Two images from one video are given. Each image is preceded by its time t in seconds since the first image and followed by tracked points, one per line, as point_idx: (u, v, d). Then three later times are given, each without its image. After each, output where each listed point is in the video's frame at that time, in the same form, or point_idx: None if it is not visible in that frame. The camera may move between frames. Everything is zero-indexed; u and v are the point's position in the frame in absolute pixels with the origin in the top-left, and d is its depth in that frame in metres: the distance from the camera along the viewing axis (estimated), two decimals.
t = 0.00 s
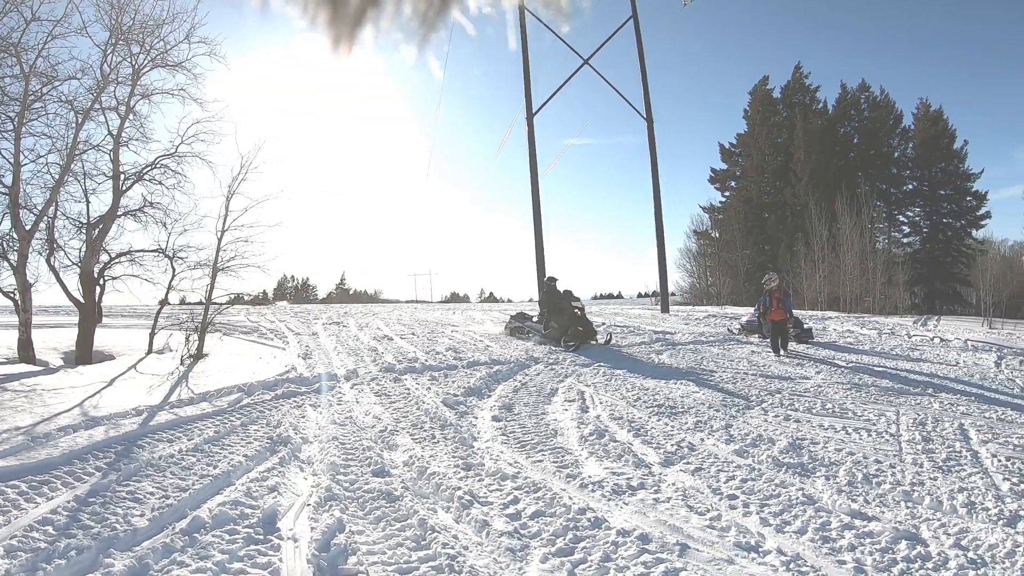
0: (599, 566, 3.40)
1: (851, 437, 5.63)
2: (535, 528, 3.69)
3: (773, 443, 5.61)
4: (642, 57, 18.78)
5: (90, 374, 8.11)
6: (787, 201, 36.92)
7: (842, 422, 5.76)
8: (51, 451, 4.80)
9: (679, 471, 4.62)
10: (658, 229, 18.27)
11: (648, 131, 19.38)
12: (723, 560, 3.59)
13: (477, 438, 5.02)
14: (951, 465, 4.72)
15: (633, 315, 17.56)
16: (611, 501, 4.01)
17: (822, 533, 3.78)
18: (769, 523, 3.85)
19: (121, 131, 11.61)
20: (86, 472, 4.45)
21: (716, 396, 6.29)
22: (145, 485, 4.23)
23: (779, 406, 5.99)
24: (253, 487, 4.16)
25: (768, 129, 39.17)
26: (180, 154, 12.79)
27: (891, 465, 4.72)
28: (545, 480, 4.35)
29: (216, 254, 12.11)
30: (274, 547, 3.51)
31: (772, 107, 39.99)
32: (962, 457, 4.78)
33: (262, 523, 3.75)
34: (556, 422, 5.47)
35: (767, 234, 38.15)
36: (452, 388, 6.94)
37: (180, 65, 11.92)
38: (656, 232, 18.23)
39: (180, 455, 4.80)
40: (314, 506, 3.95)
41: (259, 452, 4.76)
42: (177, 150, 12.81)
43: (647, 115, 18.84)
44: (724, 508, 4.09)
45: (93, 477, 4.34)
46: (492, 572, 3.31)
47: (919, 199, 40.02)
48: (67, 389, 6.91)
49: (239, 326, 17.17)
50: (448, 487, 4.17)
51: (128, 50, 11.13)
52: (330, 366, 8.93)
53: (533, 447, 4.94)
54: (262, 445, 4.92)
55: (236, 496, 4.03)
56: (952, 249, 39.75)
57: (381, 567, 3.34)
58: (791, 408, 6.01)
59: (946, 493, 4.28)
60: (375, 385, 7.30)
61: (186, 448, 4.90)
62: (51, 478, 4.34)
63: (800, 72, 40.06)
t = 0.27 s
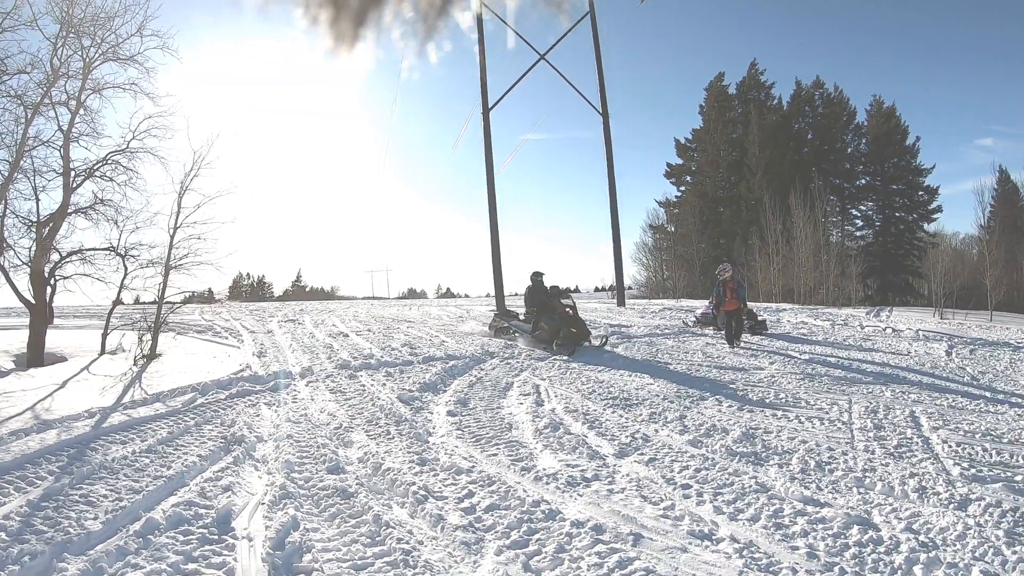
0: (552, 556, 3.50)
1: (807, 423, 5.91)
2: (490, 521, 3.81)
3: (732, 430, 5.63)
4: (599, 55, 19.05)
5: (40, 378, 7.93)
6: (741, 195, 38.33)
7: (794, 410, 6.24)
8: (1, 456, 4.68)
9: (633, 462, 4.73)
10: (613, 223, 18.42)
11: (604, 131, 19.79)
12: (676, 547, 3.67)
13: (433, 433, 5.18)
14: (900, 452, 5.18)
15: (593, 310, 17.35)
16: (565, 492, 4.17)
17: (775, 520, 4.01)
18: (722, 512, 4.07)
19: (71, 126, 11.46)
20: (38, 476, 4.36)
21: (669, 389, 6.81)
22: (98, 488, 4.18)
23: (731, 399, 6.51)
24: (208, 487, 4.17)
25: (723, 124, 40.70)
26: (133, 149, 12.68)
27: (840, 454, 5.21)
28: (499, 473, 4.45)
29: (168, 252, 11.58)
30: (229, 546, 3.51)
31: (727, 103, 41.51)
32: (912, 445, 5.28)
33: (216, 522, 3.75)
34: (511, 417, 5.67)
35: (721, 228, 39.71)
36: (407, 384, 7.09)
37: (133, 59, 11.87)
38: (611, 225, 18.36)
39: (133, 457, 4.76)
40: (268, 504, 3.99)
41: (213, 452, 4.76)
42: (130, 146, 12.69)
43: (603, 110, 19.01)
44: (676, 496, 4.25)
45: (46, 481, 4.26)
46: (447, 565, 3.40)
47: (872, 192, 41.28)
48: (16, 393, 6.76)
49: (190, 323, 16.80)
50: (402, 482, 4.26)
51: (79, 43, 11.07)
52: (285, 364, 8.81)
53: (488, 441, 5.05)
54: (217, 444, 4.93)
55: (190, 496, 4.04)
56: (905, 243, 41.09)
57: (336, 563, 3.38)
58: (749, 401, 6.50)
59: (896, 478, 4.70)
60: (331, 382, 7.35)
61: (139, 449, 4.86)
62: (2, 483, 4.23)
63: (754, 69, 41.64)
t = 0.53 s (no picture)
0: (513, 549, 3.55)
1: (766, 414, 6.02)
2: (450, 516, 3.87)
3: (691, 423, 5.66)
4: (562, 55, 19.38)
5: None
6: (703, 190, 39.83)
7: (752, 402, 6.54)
8: None
9: (593, 455, 4.82)
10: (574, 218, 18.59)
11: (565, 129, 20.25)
12: (635, 538, 3.75)
13: (393, 429, 5.29)
14: (860, 442, 5.47)
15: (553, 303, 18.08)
16: (525, 486, 4.25)
17: (733, 509, 4.15)
18: (682, 503, 4.18)
19: (26, 120, 11.34)
20: None
21: (627, 381, 7.25)
22: (55, 490, 4.13)
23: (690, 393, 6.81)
24: (166, 487, 4.18)
25: (684, 121, 42.09)
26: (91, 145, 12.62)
27: (800, 443, 5.29)
28: (459, 467, 4.53)
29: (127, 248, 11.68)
30: (188, 546, 3.49)
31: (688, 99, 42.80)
32: (869, 436, 5.65)
33: (175, 522, 3.74)
34: (472, 411, 5.83)
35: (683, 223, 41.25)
36: (367, 381, 7.21)
37: (91, 52, 11.85)
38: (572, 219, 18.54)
39: (90, 458, 4.71)
40: (228, 503, 4.01)
41: (172, 452, 4.75)
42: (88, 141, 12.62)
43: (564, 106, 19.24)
44: (636, 488, 4.31)
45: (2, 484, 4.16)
46: (406, 560, 3.42)
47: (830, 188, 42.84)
48: None
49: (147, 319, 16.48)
50: (362, 478, 4.32)
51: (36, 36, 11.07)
52: (245, 360, 8.74)
53: (448, 436, 5.15)
54: (175, 443, 4.93)
55: (148, 497, 4.02)
56: (863, 237, 42.59)
57: (295, 560, 3.38)
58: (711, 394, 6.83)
59: (855, 469, 4.94)
60: (291, 380, 7.38)
61: (96, 450, 4.81)
62: None
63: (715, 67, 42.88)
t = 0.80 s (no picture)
0: (476, 546, 3.58)
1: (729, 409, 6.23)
2: (413, 514, 3.91)
3: (654, 418, 5.80)
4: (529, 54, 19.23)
5: None
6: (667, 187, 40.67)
7: (717, 397, 6.76)
8: None
9: (557, 451, 4.89)
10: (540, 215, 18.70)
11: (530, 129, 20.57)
12: (598, 533, 3.80)
13: (357, 428, 5.36)
14: (821, 435, 5.67)
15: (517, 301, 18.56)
16: (489, 482, 4.32)
17: (697, 504, 4.21)
18: (645, 498, 4.26)
19: None
20: None
21: (592, 377, 7.54)
22: (16, 495, 4.08)
23: (653, 388, 7.04)
24: (129, 489, 4.17)
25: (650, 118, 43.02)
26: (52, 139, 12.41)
27: (764, 438, 5.43)
28: (423, 465, 4.59)
29: (88, 245, 11.27)
30: (152, 549, 3.48)
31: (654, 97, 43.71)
32: (831, 430, 5.84)
33: (138, 525, 3.73)
34: (436, 409, 5.93)
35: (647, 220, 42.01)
36: (331, 379, 7.28)
37: (52, 45, 11.69)
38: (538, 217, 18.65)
39: (51, 461, 4.65)
40: (191, 504, 4.02)
41: (134, 454, 4.74)
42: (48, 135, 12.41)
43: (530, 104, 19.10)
44: (599, 484, 4.38)
45: None
46: (370, 559, 3.44)
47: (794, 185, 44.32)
48: None
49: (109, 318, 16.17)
50: (326, 477, 4.36)
51: None
52: (208, 360, 8.66)
53: (411, 434, 5.23)
54: (138, 445, 4.92)
55: (111, 499, 4.02)
56: (827, 234, 44.06)
57: (259, 561, 3.39)
58: (680, 389, 7.06)
59: (817, 461, 5.07)
60: (255, 379, 7.38)
61: (56, 453, 4.77)
62: None
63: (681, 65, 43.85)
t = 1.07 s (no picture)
0: (445, 546, 3.61)
1: (697, 407, 6.36)
2: (382, 515, 3.94)
3: (622, 416, 5.92)
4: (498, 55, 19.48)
5: None
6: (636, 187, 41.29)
7: (686, 395, 6.91)
8: None
9: (525, 451, 4.97)
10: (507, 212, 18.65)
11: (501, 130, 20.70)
12: (566, 532, 3.84)
13: (326, 430, 5.40)
14: (789, 432, 5.78)
15: (487, 300, 18.85)
16: (457, 483, 4.36)
17: (664, 502, 4.28)
18: (614, 496, 4.32)
19: None
20: None
21: (562, 377, 7.80)
22: None
23: (623, 387, 7.21)
24: (96, 496, 4.15)
25: (620, 118, 43.57)
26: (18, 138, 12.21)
27: (731, 436, 5.54)
28: (392, 467, 4.63)
29: (53, 247, 11.12)
30: (120, 555, 3.47)
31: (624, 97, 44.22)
32: (798, 426, 5.96)
33: (106, 531, 3.71)
34: (405, 411, 6.01)
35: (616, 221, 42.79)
36: (300, 382, 7.31)
37: (17, 43, 11.52)
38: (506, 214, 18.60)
39: (15, 468, 4.60)
40: (159, 510, 4.01)
41: (101, 459, 4.72)
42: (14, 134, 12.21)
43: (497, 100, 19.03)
44: (567, 483, 4.44)
45: None
46: (339, 561, 3.46)
47: (764, 185, 45.28)
48: None
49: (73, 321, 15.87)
50: (295, 481, 4.39)
51: None
52: (175, 363, 8.62)
53: (380, 436, 5.28)
54: (105, 451, 4.89)
55: (78, 506, 3.99)
56: (795, 233, 45.53)
57: (227, 566, 3.39)
58: (651, 387, 7.22)
59: (784, 458, 5.16)
60: (223, 382, 7.36)
61: (21, 460, 4.71)
62: None
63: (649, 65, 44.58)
